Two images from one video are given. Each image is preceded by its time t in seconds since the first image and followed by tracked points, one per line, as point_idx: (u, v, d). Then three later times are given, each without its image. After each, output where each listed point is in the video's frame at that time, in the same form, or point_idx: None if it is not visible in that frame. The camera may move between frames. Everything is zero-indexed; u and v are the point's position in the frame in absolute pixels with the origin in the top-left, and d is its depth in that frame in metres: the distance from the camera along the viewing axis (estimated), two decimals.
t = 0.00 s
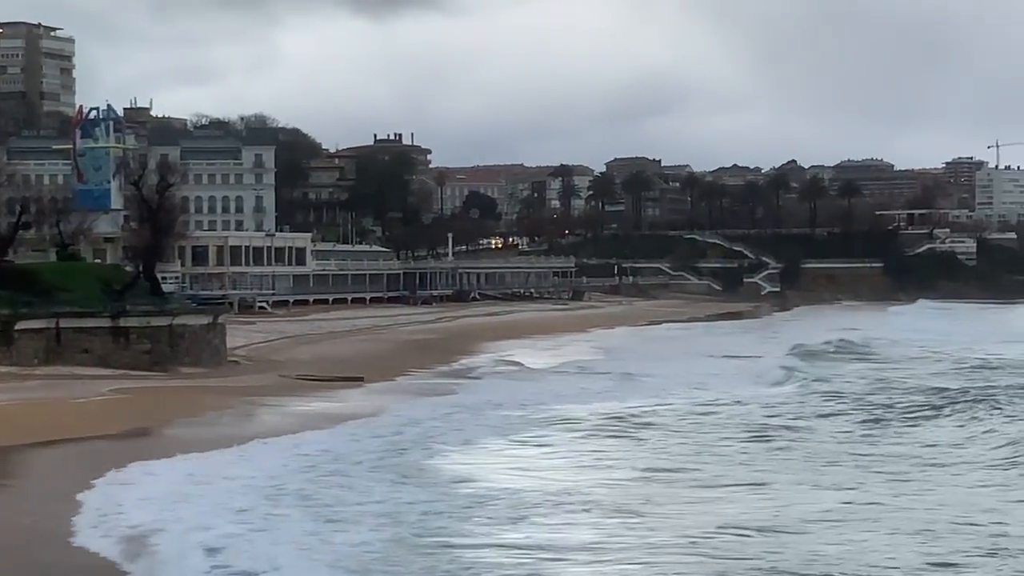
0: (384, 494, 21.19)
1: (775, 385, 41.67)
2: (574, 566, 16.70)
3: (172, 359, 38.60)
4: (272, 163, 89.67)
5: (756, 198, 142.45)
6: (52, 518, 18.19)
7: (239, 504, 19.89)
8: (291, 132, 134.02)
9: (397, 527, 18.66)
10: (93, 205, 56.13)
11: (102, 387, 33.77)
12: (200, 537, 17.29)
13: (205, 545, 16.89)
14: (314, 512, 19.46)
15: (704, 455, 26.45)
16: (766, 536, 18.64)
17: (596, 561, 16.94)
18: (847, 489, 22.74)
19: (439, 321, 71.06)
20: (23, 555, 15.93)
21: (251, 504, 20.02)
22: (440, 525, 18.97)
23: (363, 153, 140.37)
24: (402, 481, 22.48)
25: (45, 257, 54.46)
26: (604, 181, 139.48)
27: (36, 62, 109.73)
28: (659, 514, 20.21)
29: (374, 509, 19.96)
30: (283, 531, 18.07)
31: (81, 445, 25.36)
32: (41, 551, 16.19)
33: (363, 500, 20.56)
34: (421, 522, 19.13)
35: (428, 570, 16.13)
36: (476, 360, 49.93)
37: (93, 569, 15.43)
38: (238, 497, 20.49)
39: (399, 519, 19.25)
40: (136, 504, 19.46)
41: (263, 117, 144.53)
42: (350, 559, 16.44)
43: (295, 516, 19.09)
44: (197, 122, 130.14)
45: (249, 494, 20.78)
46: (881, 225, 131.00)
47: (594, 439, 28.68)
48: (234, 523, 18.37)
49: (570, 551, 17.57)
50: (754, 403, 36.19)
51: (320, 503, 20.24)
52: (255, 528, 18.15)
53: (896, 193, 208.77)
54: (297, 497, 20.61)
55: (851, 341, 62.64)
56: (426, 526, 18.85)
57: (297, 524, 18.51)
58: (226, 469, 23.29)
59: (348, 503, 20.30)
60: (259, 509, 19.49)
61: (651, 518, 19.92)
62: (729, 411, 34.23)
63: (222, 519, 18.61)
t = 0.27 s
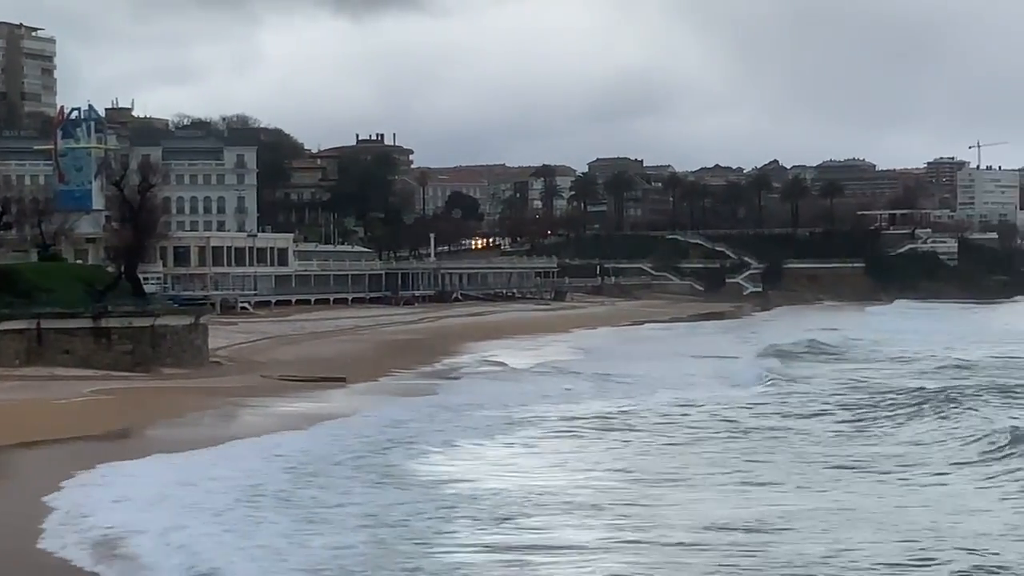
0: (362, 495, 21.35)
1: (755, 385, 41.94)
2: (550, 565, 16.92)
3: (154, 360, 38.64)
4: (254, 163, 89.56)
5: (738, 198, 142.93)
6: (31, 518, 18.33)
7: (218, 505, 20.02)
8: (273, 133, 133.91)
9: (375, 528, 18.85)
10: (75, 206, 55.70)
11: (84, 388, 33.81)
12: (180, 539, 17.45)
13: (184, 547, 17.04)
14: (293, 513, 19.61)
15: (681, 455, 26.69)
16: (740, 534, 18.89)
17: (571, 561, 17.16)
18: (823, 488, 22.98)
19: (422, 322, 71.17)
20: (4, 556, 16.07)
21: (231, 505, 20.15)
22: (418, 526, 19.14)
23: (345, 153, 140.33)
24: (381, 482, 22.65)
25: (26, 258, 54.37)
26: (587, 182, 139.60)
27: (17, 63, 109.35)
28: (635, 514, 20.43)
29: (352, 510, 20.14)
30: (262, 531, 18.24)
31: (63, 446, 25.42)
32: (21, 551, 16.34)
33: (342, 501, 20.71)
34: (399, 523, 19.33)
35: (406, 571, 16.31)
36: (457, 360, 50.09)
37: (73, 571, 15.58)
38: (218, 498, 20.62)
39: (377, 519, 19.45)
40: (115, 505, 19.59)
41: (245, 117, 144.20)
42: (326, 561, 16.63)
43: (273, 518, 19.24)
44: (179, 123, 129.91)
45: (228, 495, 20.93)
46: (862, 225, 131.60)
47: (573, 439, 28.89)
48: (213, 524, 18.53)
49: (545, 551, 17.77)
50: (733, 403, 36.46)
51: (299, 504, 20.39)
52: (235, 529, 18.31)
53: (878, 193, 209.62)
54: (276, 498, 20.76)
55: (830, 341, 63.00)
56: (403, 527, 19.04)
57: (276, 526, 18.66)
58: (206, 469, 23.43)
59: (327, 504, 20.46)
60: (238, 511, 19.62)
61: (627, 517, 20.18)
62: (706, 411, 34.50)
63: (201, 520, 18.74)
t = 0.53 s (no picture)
0: (342, 495, 21.54)
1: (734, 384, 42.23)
2: (526, 566, 17.12)
3: (136, 359, 38.68)
4: (237, 162, 89.52)
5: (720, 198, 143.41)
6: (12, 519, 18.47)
7: (198, 506, 20.18)
8: (256, 132, 133.78)
9: (353, 529, 19.02)
10: (57, 205, 55.41)
11: (66, 387, 33.89)
12: (160, 541, 17.61)
13: (164, 550, 17.19)
14: (271, 514, 19.78)
15: (659, 454, 26.93)
16: (714, 533, 19.14)
17: (547, 562, 17.36)
18: (799, 488, 23.23)
19: (405, 321, 71.29)
20: None
21: (211, 505, 20.31)
22: (396, 526, 19.32)
23: (328, 152, 140.32)
24: (360, 482, 22.83)
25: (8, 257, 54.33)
26: (570, 181, 139.75)
27: None
28: (611, 514, 20.66)
29: (331, 510, 20.30)
30: (241, 533, 18.41)
31: (44, 446, 25.50)
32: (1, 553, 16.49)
33: (321, 502, 20.89)
34: (377, 523, 19.51)
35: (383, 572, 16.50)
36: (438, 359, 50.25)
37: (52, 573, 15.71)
38: (198, 499, 20.79)
39: (356, 520, 19.63)
40: (96, 506, 19.74)
41: (228, 116, 144.00)
42: (304, 562, 16.81)
43: (253, 518, 19.41)
44: (161, 122, 129.74)
45: (208, 496, 21.10)
46: (844, 225, 132.10)
47: (553, 438, 29.10)
48: (193, 525, 18.70)
49: (522, 551, 17.98)
50: (712, 403, 36.71)
51: (279, 504, 20.56)
52: (214, 530, 18.47)
53: (860, 193, 210.39)
54: (256, 499, 20.93)
55: (810, 341, 63.34)
56: (382, 527, 19.21)
57: (255, 526, 18.83)
58: (188, 469, 23.57)
59: (307, 504, 20.64)
60: (217, 512, 19.79)
61: (604, 517, 20.40)
62: (686, 410, 34.75)
63: (181, 521, 18.90)
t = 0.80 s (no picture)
0: (323, 494, 21.66)
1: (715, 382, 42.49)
2: (503, 565, 17.30)
3: (118, 358, 38.74)
4: (219, 161, 89.47)
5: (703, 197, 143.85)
6: None
7: (180, 506, 20.30)
8: (238, 130, 133.65)
9: (333, 528, 19.17)
10: (39, 203, 55.36)
11: (47, 386, 33.95)
12: (141, 544, 17.70)
13: (144, 552, 17.29)
14: (252, 514, 19.88)
15: (640, 453, 27.12)
16: (690, 532, 19.36)
17: (524, 561, 17.54)
18: (781, 487, 23.43)
19: (388, 320, 71.37)
20: None
21: (192, 505, 20.43)
22: (375, 526, 19.47)
23: (310, 150, 140.19)
24: (342, 481, 22.95)
25: None
26: (552, 180, 140.02)
27: None
28: (590, 513, 20.86)
29: (312, 509, 20.44)
30: (221, 533, 18.55)
31: (26, 445, 25.59)
32: None
33: (302, 501, 21.00)
34: (357, 523, 19.66)
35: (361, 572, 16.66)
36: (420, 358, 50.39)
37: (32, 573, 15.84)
38: (179, 499, 20.90)
39: (335, 519, 19.78)
40: (77, 506, 19.85)
41: (210, 115, 143.81)
42: (284, 562, 16.96)
43: (234, 518, 19.51)
44: (143, 120, 129.54)
45: (190, 496, 21.20)
46: (826, 223, 132.59)
47: (533, 437, 29.30)
48: (173, 526, 18.82)
49: (504, 551, 18.12)
50: (692, 401, 36.91)
51: (260, 505, 20.68)
52: (194, 530, 18.60)
53: (843, 191, 211.15)
54: (237, 498, 21.06)
55: (791, 339, 63.65)
56: (361, 527, 19.37)
57: (236, 528, 18.93)
58: (169, 468, 23.70)
59: (287, 504, 20.79)
60: (197, 512, 19.89)
61: (583, 516, 20.59)
62: (666, 409, 34.99)
63: (162, 523, 19.00)
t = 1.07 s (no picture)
0: (301, 490, 21.83)
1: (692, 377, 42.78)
2: (479, 561, 17.52)
3: (97, 353, 38.81)
4: (198, 156, 89.30)
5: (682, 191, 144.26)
6: None
7: (158, 502, 20.46)
8: (217, 125, 133.39)
9: (310, 524, 19.35)
10: (16, 198, 54.65)
11: (26, 381, 34.00)
12: (120, 541, 17.83)
13: (123, 550, 17.46)
14: (231, 510, 20.04)
15: (616, 448, 27.39)
16: (663, 528, 19.61)
17: (499, 557, 17.76)
18: (756, 482, 23.66)
19: (367, 315, 71.43)
20: None
21: (170, 501, 20.59)
22: (353, 522, 19.66)
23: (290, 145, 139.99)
24: (320, 476, 23.13)
25: None
26: (531, 175, 140.18)
27: None
28: (565, 508, 21.10)
29: (289, 505, 20.63)
30: (198, 530, 18.72)
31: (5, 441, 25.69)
32: None
33: (281, 498, 21.17)
34: (335, 518, 19.85)
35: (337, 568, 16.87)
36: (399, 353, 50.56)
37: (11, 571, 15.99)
38: (158, 495, 21.04)
39: (312, 515, 19.97)
40: (56, 503, 19.99)
41: (189, 110, 143.46)
42: (261, 559, 17.14)
43: (213, 515, 19.67)
44: (121, 115, 129.10)
45: (168, 492, 21.35)
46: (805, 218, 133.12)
47: (510, 432, 29.53)
48: (151, 523, 18.98)
49: (481, 546, 18.35)
50: (669, 396, 37.21)
51: (238, 500, 20.85)
52: (171, 528, 18.76)
53: (822, 186, 211.99)
54: (215, 494, 21.22)
55: (770, 334, 64.02)
56: (338, 523, 19.56)
57: (214, 524, 19.11)
58: (147, 464, 23.83)
59: (265, 500, 20.96)
60: (176, 509, 20.03)
61: (557, 512, 20.83)
62: (643, 404, 35.26)
63: (140, 520, 19.14)
